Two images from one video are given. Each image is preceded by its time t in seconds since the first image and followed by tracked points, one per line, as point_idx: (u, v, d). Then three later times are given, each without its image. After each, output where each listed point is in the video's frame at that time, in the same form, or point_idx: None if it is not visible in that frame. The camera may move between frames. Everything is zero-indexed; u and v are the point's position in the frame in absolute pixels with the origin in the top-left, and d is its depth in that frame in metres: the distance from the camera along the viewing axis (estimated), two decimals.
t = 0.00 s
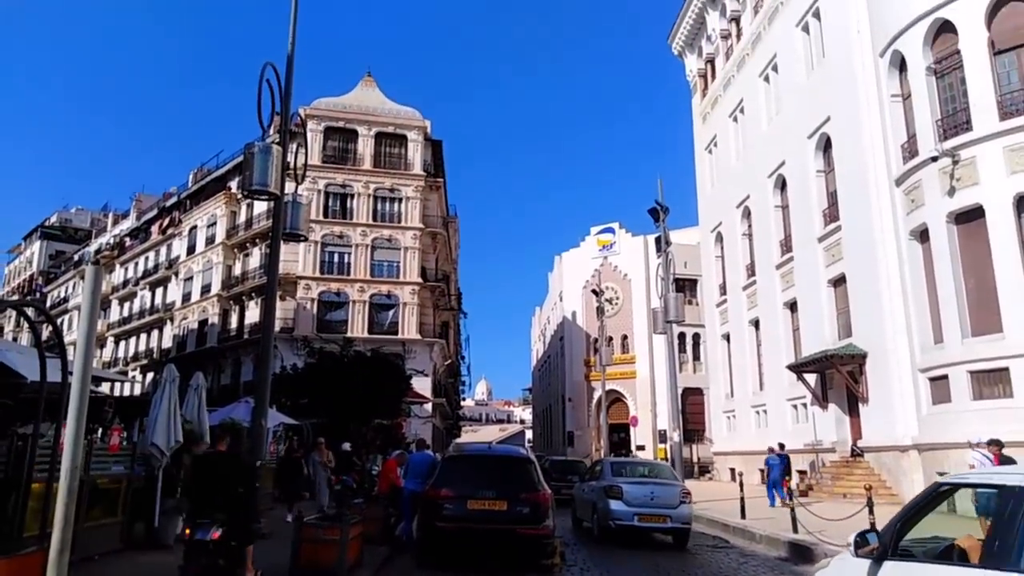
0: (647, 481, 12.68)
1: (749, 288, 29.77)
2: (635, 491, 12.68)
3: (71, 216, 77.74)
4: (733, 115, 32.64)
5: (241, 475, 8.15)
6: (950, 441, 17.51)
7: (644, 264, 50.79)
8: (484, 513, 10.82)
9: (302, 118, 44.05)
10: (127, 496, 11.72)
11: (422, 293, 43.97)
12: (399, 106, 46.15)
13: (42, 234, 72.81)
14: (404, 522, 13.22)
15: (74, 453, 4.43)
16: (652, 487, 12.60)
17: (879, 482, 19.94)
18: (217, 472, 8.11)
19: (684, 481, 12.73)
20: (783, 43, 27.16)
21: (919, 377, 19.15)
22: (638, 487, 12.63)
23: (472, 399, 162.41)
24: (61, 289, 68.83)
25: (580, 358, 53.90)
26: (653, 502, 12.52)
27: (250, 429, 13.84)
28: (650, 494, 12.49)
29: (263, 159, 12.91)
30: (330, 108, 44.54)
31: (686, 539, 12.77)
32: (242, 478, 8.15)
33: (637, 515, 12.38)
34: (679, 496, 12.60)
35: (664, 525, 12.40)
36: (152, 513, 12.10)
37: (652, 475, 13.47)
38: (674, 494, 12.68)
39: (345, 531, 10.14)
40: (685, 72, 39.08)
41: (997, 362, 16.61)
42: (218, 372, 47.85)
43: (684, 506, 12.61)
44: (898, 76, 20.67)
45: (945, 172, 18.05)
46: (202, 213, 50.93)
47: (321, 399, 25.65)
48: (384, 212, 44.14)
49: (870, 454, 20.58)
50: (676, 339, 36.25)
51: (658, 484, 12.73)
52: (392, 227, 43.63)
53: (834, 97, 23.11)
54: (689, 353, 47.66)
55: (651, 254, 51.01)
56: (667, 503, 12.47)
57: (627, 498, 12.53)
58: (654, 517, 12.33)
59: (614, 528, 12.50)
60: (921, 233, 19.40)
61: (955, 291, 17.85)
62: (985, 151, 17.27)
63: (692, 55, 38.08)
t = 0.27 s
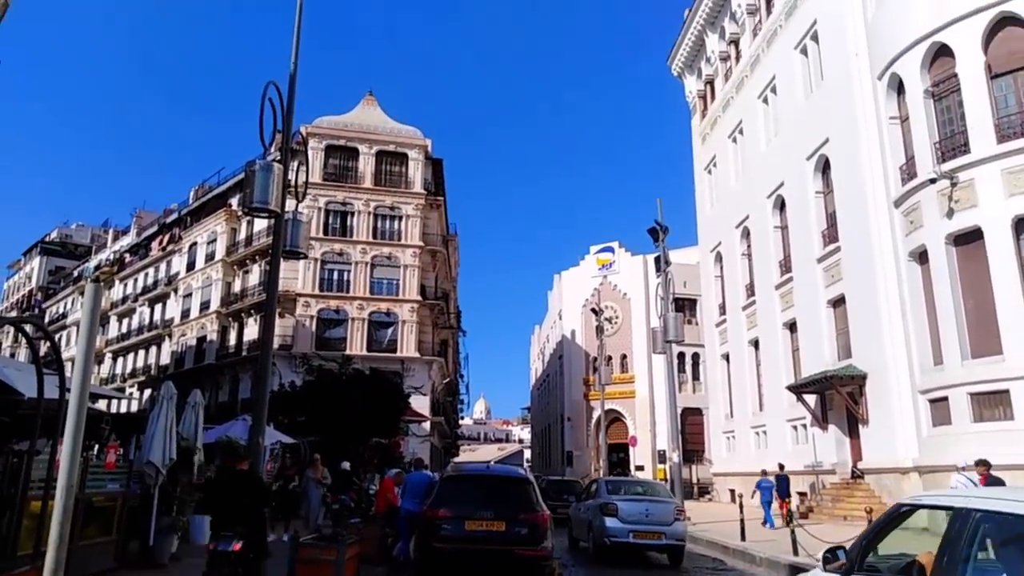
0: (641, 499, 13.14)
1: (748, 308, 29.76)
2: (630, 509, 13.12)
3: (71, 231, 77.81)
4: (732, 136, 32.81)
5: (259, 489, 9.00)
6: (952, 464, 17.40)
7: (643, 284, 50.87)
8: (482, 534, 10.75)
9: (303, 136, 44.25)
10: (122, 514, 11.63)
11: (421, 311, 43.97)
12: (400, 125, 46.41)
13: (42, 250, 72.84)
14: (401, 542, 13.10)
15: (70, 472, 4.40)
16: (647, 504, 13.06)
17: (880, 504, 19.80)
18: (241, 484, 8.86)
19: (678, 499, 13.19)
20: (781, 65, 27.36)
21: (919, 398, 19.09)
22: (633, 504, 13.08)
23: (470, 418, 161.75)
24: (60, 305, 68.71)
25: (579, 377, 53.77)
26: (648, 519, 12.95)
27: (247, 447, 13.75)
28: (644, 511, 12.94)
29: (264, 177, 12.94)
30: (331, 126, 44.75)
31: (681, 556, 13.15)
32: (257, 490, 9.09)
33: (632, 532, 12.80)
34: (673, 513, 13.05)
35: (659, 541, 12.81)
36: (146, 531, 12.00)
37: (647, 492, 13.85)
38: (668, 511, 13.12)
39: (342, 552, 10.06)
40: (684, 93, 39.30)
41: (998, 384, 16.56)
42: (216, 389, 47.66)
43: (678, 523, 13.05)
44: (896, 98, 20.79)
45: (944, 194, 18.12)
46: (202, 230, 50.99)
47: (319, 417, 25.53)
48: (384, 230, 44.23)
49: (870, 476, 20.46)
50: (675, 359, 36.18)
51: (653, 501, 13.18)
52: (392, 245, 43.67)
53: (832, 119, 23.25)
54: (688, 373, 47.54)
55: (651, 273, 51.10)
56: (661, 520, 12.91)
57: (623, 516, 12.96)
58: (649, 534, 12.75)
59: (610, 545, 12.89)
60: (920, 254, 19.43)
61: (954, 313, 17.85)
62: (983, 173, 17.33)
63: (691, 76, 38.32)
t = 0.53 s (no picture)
0: (634, 513, 13.63)
1: (746, 320, 29.77)
2: (623, 523, 13.60)
3: (69, 238, 77.74)
4: (730, 149, 32.94)
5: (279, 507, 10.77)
6: (949, 478, 17.36)
7: (641, 295, 50.94)
8: (478, 545, 10.69)
9: (303, 145, 44.35)
10: (115, 522, 11.57)
11: (418, 320, 43.94)
12: (399, 135, 46.57)
13: (40, 256, 72.78)
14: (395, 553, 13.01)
15: (65, 482, 4.38)
16: (640, 519, 13.54)
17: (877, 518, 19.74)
18: (260, 504, 10.61)
19: (669, 514, 13.70)
20: (779, 78, 27.50)
21: (916, 412, 19.07)
22: (626, 518, 13.56)
23: (466, 428, 161.42)
24: (57, 311, 68.55)
25: (576, 388, 53.69)
26: (640, 533, 13.43)
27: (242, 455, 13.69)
28: (637, 525, 13.42)
29: (263, 186, 12.95)
30: (330, 136, 44.86)
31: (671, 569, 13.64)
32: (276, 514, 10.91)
33: (625, 546, 13.28)
34: (665, 527, 13.54)
35: (651, 555, 13.30)
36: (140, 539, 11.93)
37: (640, 506, 14.38)
38: (660, 525, 13.60)
39: (337, 563, 10.01)
40: (682, 105, 39.47)
41: (995, 398, 16.55)
42: (212, 398, 47.58)
43: (669, 537, 13.54)
44: (893, 113, 20.91)
45: (941, 209, 18.19)
46: (200, 237, 50.98)
47: (315, 426, 25.45)
48: (382, 239, 44.27)
49: (867, 489, 20.40)
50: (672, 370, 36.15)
51: (645, 516, 13.66)
52: (390, 254, 43.72)
53: (830, 133, 23.36)
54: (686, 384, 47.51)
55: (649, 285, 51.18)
56: (653, 534, 13.39)
57: (615, 530, 13.43)
58: (641, 548, 13.23)
59: (603, 558, 13.36)
60: (917, 267, 19.48)
61: (950, 327, 17.89)
62: (979, 188, 17.40)
63: (690, 89, 38.49)
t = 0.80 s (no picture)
0: (633, 522, 13.86)
1: (749, 328, 29.74)
2: (622, 531, 13.84)
3: (72, 247, 77.85)
4: (732, 156, 32.95)
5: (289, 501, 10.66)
6: (955, 486, 17.26)
7: (644, 303, 50.93)
8: (481, 555, 10.64)
9: (305, 153, 44.45)
10: (118, 531, 11.54)
11: (421, 328, 43.94)
12: (402, 143, 46.69)
13: (43, 265, 72.93)
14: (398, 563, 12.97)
15: (68, 493, 4.40)
16: (638, 527, 13.79)
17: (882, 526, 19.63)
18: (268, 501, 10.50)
19: (667, 523, 13.95)
20: (781, 87, 27.51)
21: (921, 420, 19.00)
22: (625, 527, 13.81)
23: (468, 436, 161.11)
24: (60, 320, 68.61)
25: (579, 396, 53.58)
26: (639, 542, 13.69)
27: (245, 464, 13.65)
28: (635, 534, 13.68)
29: (265, 195, 12.96)
30: (332, 144, 44.97)
31: None
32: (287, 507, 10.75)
33: (623, 555, 13.53)
34: (663, 536, 13.79)
35: (649, 563, 13.55)
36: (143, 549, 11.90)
37: (639, 514, 14.61)
38: (658, 533, 13.85)
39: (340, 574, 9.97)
40: (684, 113, 39.50)
41: (999, 406, 16.48)
42: (215, 406, 47.58)
43: (667, 545, 13.81)
44: (895, 120, 20.92)
45: (944, 216, 18.18)
46: (203, 246, 51.06)
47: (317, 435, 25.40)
48: (385, 247, 44.31)
49: (872, 497, 20.30)
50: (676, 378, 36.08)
51: (644, 525, 13.90)
52: (393, 262, 43.75)
53: (831, 141, 23.38)
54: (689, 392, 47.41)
55: (651, 292, 51.17)
56: (651, 543, 13.64)
57: (614, 538, 13.69)
58: (639, 556, 13.47)
59: (602, 566, 13.63)
60: (920, 275, 19.45)
61: (954, 335, 17.83)
62: (982, 195, 17.37)
63: (691, 96, 38.53)
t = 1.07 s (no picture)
0: (645, 534, 14.42)
1: (766, 339, 29.58)
2: (634, 543, 14.36)
3: (92, 260, 78.78)
4: (746, 167, 32.87)
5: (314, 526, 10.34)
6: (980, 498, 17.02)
7: (660, 313, 50.85)
8: (498, 567, 10.62)
9: (321, 166, 44.83)
10: (138, 543, 11.64)
11: (436, 340, 44.06)
12: (416, 156, 46.99)
13: (63, 279, 73.84)
14: None
15: (91, 507, 4.53)
16: (650, 539, 14.34)
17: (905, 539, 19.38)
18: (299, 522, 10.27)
19: (677, 535, 14.56)
20: (795, 97, 27.45)
21: (943, 432, 18.78)
22: (637, 539, 14.36)
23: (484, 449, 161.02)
24: (79, 333, 69.36)
25: (596, 408, 53.41)
26: (651, 552, 14.24)
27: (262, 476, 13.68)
28: (648, 545, 14.24)
29: (281, 209, 13.07)
30: (348, 157, 45.33)
31: None
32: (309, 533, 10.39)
33: (637, 565, 14.05)
34: (675, 548, 14.37)
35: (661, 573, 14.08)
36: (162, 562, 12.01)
37: (651, 527, 15.22)
38: (670, 545, 14.42)
39: None
40: (697, 124, 39.48)
41: None
42: (232, 418, 47.85)
43: (680, 556, 14.37)
44: (911, 129, 20.82)
45: (962, 226, 18.06)
46: (220, 259, 51.51)
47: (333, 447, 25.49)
48: (400, 259, 44.51)
49: (895, 510, 20.06)
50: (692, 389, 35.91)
51: (656, 536, 14.46)
52: (408, 274, 43.92)
53: (846, 150, 23.30)
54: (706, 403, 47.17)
55: (667, 303, 51.08)
56: (663, 553, 14.19)
57: (627, 550, 14.20)
58: (652, 566, 14.01)
59: None
60: (939, 284, 19.29)
61: (975, 345, 17.65)
62: (1001, 204, 17.25)
63: (705, 107, 38.50)
